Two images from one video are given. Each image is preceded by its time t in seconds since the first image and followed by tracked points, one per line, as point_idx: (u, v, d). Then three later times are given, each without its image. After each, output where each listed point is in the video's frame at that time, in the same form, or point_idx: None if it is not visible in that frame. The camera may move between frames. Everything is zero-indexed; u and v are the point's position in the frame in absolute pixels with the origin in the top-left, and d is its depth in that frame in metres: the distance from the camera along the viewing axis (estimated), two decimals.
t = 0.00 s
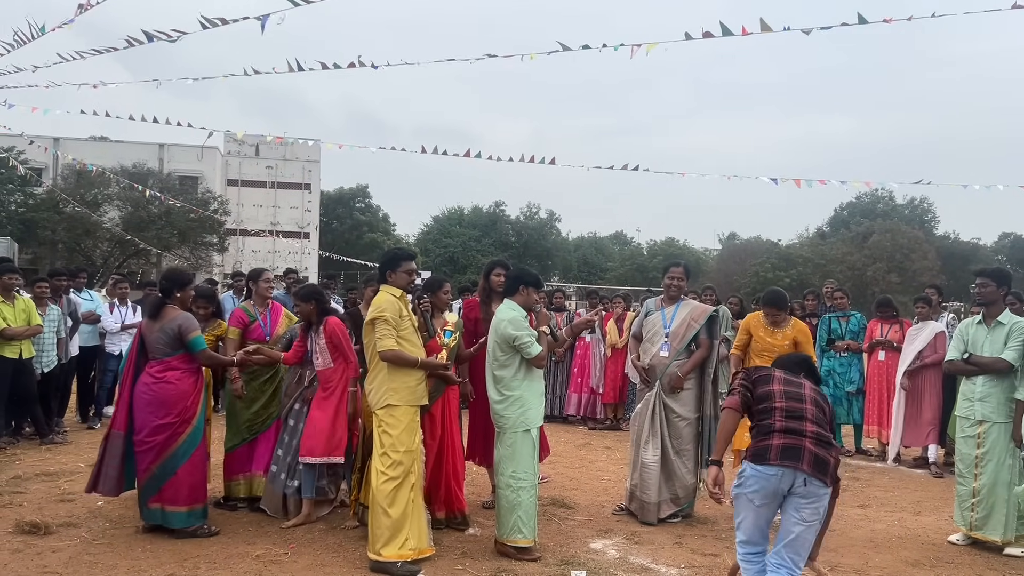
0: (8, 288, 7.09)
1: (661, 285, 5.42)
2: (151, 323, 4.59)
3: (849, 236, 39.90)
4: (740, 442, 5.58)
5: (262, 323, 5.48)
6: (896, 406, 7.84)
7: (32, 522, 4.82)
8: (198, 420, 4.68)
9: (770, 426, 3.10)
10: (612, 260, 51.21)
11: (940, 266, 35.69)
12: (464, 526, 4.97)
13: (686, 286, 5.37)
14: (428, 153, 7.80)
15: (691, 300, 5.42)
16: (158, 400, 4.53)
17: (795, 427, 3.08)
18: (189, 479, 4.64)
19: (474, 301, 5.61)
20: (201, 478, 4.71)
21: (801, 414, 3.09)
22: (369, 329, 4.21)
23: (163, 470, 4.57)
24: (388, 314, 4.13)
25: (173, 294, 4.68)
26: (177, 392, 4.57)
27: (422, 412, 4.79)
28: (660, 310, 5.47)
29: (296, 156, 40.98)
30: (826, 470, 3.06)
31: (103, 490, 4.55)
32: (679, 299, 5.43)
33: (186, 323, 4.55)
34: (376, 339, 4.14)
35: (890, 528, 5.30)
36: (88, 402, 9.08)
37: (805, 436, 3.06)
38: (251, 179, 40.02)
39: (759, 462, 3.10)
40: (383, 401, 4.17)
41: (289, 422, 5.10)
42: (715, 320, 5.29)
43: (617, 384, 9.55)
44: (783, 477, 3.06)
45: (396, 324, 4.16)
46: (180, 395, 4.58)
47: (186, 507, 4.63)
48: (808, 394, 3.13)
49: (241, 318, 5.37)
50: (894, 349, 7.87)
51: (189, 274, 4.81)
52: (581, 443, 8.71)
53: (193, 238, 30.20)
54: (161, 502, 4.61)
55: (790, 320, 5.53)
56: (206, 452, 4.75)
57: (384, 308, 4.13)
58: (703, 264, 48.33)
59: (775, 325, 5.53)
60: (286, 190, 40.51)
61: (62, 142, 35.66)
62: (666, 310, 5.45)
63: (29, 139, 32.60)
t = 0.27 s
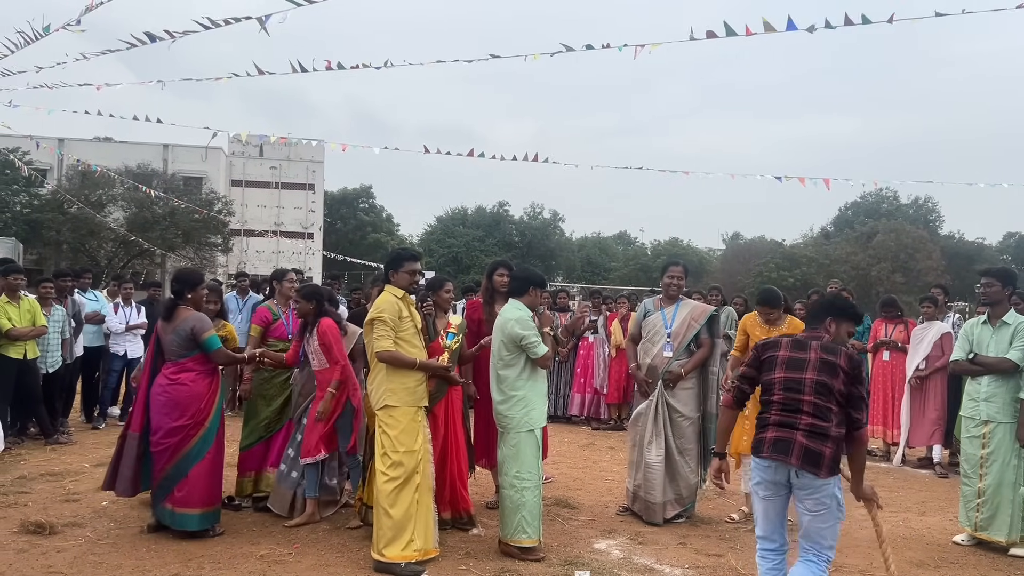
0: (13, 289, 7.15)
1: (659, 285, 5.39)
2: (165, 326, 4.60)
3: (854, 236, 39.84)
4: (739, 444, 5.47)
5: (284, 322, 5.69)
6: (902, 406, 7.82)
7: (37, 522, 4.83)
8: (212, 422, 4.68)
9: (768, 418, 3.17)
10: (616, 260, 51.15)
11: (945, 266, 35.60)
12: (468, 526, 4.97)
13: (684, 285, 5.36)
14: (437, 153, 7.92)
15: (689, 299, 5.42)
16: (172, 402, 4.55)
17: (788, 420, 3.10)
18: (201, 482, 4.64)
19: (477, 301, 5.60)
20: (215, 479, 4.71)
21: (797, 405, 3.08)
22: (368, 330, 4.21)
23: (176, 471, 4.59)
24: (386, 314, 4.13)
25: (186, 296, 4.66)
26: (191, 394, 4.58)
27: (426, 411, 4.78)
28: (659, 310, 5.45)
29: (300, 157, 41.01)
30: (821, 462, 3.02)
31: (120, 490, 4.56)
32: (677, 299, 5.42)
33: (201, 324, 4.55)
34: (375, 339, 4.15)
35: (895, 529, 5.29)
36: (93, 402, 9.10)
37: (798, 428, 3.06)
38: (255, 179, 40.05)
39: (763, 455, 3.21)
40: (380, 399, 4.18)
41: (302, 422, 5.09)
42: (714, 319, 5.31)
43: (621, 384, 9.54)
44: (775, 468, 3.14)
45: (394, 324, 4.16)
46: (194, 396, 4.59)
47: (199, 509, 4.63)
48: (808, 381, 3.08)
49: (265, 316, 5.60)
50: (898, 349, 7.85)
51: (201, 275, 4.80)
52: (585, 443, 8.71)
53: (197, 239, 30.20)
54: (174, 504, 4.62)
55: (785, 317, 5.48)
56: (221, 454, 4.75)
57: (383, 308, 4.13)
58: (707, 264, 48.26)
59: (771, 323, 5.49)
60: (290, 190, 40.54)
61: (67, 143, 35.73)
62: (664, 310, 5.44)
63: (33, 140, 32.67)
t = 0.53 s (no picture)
0: (19, 289, 7.18)
1: (653, 286, 5.37)
2: (178, 326, 4.65)
3: (858, 236, 39.76)
4: (738, 447, 5.46)
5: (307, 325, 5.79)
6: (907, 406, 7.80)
7: (42, 522, 4.84)
8: (223, 424, 4.65)
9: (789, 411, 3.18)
10: (620, 260, 51.12)
11: (950, 266, 35.52)
12: (471, 526, 4.97)
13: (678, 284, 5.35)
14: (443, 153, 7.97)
15: (683, 299, 5.43)
16: (182, 404, 4.57)
17: (802, 411, 3.08)
18: (211, 483, 4.62)
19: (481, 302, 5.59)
20: (227, 482, 4.68)
21: (808, 398, 3.06)
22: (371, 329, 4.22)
23: (186, 473, 4.61)
24: (390, 315, 4.12)
25: (197, 297, 4.67)
26: (200, 396, 4.58)
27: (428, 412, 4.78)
28: (654, 311, 5.42)
29: (304, 157, 41.06)
30: (834, 449, 2.96)
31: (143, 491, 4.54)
32: (670, 300, 5.41)
33: (211, 324, 4.55)
34: (377, 339, 4.14)
35: (900, 529, 5.27)
36: (97, 403, 9.11)
37: (810, 419, 3.04)
38: (259, 179, 40.09)
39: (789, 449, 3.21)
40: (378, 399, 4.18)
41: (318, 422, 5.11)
42: (708, 318, 5.34)
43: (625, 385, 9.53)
44: (795, 460, 3.13)
45: (396, 325, 4.16)
46: (203, 399, 4.58)
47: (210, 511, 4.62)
48: (813, 372, 3.06)
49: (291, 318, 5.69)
50: (903, 349, 7.86)
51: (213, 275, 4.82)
52: (589, 443, 8.70)
53: (201, 239, 30.19)
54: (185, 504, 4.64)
55: (775, 314, 5.51)
56: (234, 456, 4.72)
57: (387, 309, 4.12)
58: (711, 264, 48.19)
59: (762, 320, 5.50)
60: (295, 191, 40.61)
61: (72, 143, 35.85)
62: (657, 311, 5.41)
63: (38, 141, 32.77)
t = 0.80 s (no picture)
0: (24, 290, 7.20)
1: (645, 287, 5.36)
2: (187, 327, 4.67)
3: (863, 237, 39.69)
4: (737, 449, 5.47)
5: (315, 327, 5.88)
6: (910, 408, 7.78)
7: (47, 522, 4.85)
8: (228, 425, 4.65)
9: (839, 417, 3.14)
10: (624, 261, 51.07)
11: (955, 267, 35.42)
12: (474, 527, 4.97)
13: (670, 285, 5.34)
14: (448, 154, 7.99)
15: (676, 299, 5.40)
16: (187, 405, 4.58)
17: (847, 418, 3.05)
18: (216, 485, 4.62)
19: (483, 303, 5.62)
20: (232, 484, 4.67)
21: (854, 408, 3.02)
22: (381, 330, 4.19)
23: (191, 474, 4.62)
24: (401, 315, 4.11)
25: (206, 297, 4.69)
26: (204, 398, 4.58)
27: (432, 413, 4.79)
28: (645, 312, 5.39)
29: (308, 158, 41.11)
30: (873, 458, 2.92)
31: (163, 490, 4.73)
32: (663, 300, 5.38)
33: (215, 326, 4.57)
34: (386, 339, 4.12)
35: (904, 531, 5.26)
36: (102, 403, 9.14)
37: (854, 426, 3.01)
38: (264, 180, 40.14)
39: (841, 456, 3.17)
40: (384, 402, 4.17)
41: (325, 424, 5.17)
42: (700, 317, 5.30)
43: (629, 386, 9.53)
44: (840, 468, 3.09)
45: (406, 325, 4.15)
46: (207, 400, 4.58)
47: (214, 513, 4.62)
48: (855, 383, 3.02)
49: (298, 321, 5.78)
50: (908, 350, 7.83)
51: (222, 276, 4.85)
52: (592, 444, 8.70)
53: (206, 240, 30.19)
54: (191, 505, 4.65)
55: (771, 313, 5.49)
56: (239, 458, 4.71)
57: (398, 308, 4.11)
58: (716, 265, 48.12)
59: (757, 319, 5.49)
60: (299, 192, 40.65)
61: (77, 144, 35.95)
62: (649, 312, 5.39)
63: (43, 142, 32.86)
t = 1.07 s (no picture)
0: (29, 291, 7.22)
1: (640, 289, 5.39)
2: (194, 328, 4.69)
3: (868, 239, 39.61)
4: (739, 451, 5.40)
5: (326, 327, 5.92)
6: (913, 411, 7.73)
7: (51, 522, 4.86)
8: (233, 425, 4.65)
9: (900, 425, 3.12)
10: (628, 262, 51.03)
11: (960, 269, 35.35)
12: (478, 529, 4.97)
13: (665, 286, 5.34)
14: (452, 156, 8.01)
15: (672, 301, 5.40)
16: (193, 405, 4.61)
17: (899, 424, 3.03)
18: (220, 485, 4.62)
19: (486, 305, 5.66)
20: (236, 484, 4.67)
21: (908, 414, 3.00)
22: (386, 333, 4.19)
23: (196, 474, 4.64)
24: (412, 316, 4.12)
25: (215, 298, 4.70)
26: (209, 398, 4.59)
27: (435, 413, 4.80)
28: (641, 314, 5.40)
29: (312, 160, 41.16)
30: (910, 462, 2.93)
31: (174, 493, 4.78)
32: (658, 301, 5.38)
33: (218, 327, 4.57)
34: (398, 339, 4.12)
35: (908, 533, 5.25)
36: (106, 404, 9.16)
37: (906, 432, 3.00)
38: (268, 182, 40.21)
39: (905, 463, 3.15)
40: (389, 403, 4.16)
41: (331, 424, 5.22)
42: (694, 318, 5.28)
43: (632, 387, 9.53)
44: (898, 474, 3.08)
45: (416, 326, 4.15)
46: (212, 400, 4.60)
47: (217, 513, 4.63)
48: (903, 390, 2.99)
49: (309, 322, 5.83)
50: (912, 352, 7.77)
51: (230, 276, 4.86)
52: (596, 446, 8.69)
53: (210, 241, 30.28)
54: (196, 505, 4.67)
55: (768, 315, 5.50)
56: (245, 458, 4.71)
57: (409, 309, 4.12)
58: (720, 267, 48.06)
59: (754, 321, 5.50)
60: (303, 193, 40.70)
61: (82, 146, 36.05)
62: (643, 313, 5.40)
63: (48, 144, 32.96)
